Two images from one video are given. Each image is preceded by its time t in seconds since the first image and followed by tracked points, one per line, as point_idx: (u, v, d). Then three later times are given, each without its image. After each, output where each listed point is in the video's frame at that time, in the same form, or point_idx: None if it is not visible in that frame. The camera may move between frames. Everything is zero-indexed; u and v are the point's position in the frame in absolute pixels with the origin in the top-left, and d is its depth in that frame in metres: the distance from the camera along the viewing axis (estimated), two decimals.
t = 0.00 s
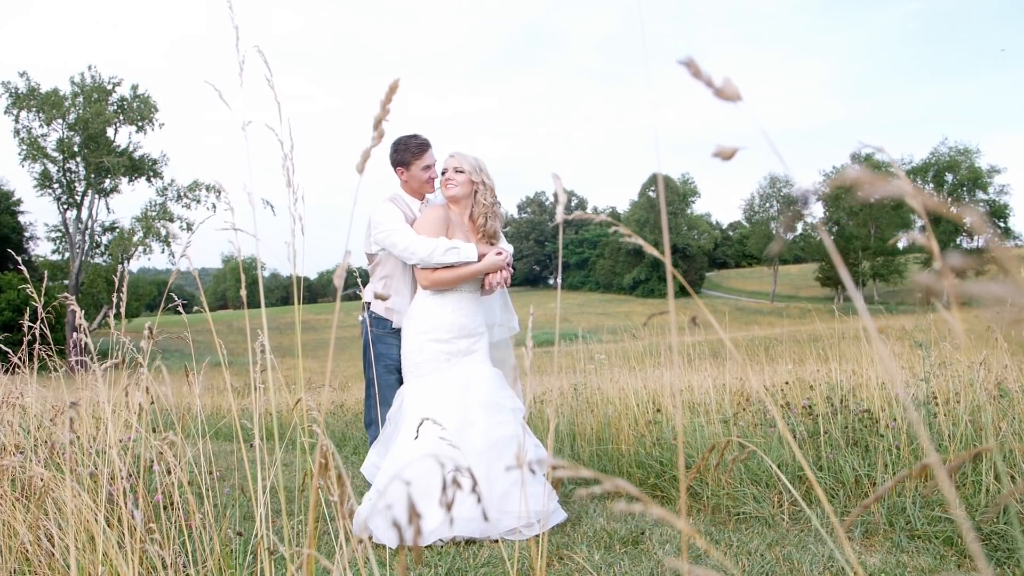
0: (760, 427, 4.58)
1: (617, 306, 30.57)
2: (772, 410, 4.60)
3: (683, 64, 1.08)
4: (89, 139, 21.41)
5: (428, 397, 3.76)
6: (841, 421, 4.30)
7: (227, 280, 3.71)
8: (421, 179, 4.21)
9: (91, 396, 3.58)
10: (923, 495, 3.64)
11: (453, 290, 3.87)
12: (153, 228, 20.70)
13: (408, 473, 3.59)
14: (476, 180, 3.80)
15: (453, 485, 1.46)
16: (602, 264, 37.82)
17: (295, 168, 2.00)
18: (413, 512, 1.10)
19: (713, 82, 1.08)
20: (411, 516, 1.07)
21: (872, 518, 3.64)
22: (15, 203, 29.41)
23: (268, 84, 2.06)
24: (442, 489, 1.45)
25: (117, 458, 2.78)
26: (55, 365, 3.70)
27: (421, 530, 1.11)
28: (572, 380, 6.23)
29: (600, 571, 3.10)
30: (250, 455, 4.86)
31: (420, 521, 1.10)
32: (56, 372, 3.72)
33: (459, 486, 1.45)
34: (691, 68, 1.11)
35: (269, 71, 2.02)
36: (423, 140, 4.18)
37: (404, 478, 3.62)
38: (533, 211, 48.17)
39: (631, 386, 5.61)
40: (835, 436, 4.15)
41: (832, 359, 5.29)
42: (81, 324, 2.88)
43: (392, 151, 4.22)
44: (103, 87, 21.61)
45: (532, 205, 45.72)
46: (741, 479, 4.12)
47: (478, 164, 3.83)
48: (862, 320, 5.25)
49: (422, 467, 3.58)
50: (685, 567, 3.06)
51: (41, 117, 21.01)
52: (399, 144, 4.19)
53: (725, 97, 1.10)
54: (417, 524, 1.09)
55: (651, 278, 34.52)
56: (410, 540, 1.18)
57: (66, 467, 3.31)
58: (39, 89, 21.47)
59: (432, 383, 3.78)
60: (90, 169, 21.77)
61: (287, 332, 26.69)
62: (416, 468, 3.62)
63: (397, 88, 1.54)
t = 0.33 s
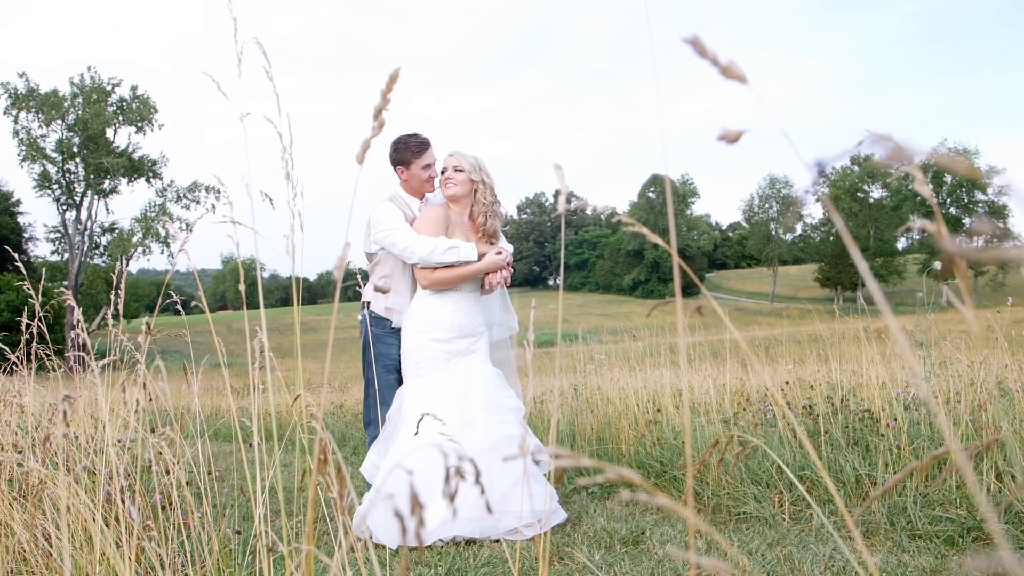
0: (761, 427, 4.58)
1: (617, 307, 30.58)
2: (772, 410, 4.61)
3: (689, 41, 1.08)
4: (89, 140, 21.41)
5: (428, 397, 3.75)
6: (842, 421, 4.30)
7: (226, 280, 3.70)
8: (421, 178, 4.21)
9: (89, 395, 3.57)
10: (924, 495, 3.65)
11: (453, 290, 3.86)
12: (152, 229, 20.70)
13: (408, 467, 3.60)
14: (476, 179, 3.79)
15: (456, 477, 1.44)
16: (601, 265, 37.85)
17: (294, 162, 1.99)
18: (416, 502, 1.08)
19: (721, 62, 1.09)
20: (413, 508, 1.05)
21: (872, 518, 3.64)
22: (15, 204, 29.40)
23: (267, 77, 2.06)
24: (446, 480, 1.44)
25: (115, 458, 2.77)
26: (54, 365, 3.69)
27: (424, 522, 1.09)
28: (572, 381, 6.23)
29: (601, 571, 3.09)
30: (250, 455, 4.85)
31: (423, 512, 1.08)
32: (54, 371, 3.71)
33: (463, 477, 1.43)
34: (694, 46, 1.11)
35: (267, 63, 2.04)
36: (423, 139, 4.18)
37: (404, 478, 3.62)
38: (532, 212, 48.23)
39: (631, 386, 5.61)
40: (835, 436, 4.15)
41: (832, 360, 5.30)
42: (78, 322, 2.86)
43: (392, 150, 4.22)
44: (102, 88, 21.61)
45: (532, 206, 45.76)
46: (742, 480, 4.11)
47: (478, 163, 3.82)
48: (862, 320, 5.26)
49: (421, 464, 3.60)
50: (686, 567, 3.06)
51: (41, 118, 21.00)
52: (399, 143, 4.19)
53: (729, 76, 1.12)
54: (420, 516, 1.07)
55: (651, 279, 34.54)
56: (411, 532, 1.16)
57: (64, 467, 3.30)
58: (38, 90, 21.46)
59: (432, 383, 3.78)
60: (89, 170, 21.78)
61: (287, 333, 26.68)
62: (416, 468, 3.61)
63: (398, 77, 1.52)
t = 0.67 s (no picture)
0: (761, 427, 4.58)
1: (616, 308, 30.56)
2: (773, 410, 4.61)
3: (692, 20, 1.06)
4: (88, 141, 21.40)
5: (427, 397, 3.75)
6: (842, 421, 4.30)
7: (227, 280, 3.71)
8: (421, 177, 4.21)
9: (89, 396, 3.57)
10: (925, 495, 3.64)
11: (453, 289, 3.85)
12: (152, 230, 20.69)
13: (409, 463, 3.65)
14: (474, 179, 3.78)
15: (458, 472, 1.43)
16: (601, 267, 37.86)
17: (292, 154, 2.01)
18: (419, 494, 1.06)
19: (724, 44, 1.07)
20: (416, 500, 1.03)
21: (874, 518, 3.64)
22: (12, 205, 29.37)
23: (266, 68, 2.08)
24: (449, 474, 1.42)
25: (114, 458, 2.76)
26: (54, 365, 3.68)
27: (427, 514, 1.07)
28: (572, 382, 6.22)
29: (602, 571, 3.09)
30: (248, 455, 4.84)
31: (426, 504, 1.06)
32: (53, 372, 3.70)
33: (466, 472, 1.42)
34: (700, 24, 1.08)
35: (267, 54, 2.07)
36: (423, 138, 4.18)
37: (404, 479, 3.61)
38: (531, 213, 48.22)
39: (631, 386, 5.60)
40: (835, 436, 4.15)
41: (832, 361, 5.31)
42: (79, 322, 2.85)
43: (392, 149, 4.22)
44: (102, 89, 21.62)
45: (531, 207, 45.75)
46: (743, 480, 4.12)
47: (477, 162, 3.81)
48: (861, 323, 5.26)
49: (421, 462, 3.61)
50: (686, 568, 3.06)
51: (40, 119, 20.99)
52: (399, 142, 4.19)
53: (734, 57, 1.08)
54: (423, 509, 1.05)
55: (650, 280, 34.58)
56: (414, 527, 1.15)
57: (62, 466, 3.29)
58: (38, 92, 21.46)
59: (431, 382, 3.77)
60: (89, 172, 21.77)
61: (286, 335, 26.67)
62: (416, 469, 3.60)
63: (399, 67, 1.50)
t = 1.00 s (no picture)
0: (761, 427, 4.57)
1: (616, 310, 30.57)
2: (773, 411, 4.60)
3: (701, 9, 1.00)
4: (87, 143, 21.41)
5: (427, 398, 3.74)
6: (842, 422, 4.29)
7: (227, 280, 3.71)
8: (420, 177, 4.21)
9: (87, 396, 3.56)
10: (926, 496, 3.64)
11: (452, 290, 3.85)
12: (151, 232, 20.68)
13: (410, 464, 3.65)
14: (473, 179, 3.78)
15: (461, 466, 1.42)
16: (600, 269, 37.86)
17: (293, 150, 1.92)
18: (422, 485, 1.05)
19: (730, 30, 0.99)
20: (420, 490, 1.02)
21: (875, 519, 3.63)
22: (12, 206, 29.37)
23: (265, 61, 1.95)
24: (452, 467, 1.41)
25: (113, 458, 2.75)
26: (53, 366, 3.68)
27: (431, 506, 1.06)
28: (572, 383, 6.21)
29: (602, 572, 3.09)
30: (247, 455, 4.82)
31: (430, 496, 1.05)
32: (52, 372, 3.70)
33: (469, 466, 1.41)
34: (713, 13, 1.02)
35: (267, 48, 1.92)
36: (423, 138, 4.18)
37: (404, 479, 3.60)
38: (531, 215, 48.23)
39: (631, 388, 5.60)
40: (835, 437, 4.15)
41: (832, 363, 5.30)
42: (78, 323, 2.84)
43: (392, 150, 4.22)
44: (102, 91, 21.64)
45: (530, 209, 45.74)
46: (743, 481, 4.12)
47: (476, 163, 3.81)
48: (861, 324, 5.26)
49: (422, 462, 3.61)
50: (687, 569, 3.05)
51: (40, 121, 21.01)
52: (399, 142, 4.18)
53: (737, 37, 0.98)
54: (426, 500, 1.04)
55: (650, 283, 34.59)
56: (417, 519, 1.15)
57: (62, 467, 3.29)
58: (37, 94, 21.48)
59: (431, 383, 3.77)
60: (88, 173, 21.79)
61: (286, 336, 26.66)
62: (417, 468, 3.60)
63: (399, 58, 1.48)
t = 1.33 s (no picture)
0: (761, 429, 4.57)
1: (615, 313, 30.56)
2: (773, 413, 4.59)
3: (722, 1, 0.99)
4: (86, 146, 21.43)
5: (426, 399, 3.74)
6: (842, 424, 4.29)
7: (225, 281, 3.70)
8: (420, 179, 4.21)
9: (85, 398, 3.55)
10: (927, 498, 3.64)
11: (452, 292, 3.85)
12: (150, 235, 20.69)
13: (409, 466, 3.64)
14: (473, 180, 3.78)
15: (462, 465, 1.41)
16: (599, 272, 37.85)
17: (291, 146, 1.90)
18: (423, 477, 1.04)
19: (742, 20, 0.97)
20: (421, 482, 1.01)
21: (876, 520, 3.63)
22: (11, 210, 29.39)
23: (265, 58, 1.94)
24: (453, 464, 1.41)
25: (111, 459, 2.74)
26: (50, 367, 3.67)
27: (432, 498, 1.05)
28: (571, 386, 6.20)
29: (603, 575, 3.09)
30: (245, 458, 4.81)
31: (431, 488, 1.04)
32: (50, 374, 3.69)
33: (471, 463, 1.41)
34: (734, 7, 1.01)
35: (266, 45, 1.92)
36: (422, 140, 4.18)
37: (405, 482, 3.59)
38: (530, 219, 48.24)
39: (631, 390, 5.59)
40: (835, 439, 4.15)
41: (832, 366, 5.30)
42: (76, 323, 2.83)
43: (391, 152, 4.22)
44: (101, 94, 21.66)
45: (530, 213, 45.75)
46: (743, 483, 4.11)
47: (476, 164, 3.82)
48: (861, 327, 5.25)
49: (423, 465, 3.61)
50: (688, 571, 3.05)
51: (38, 124, 21.03)
52: (398, 144, 4.18)
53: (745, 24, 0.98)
54: (428, 492, 1.03)
55: (649, 286, 34.58)
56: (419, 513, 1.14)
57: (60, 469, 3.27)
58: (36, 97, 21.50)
59: (430, 385, 3.76)
60: (87, 177, 21.80)
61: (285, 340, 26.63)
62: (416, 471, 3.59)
63: (399, 50, 1.48)
